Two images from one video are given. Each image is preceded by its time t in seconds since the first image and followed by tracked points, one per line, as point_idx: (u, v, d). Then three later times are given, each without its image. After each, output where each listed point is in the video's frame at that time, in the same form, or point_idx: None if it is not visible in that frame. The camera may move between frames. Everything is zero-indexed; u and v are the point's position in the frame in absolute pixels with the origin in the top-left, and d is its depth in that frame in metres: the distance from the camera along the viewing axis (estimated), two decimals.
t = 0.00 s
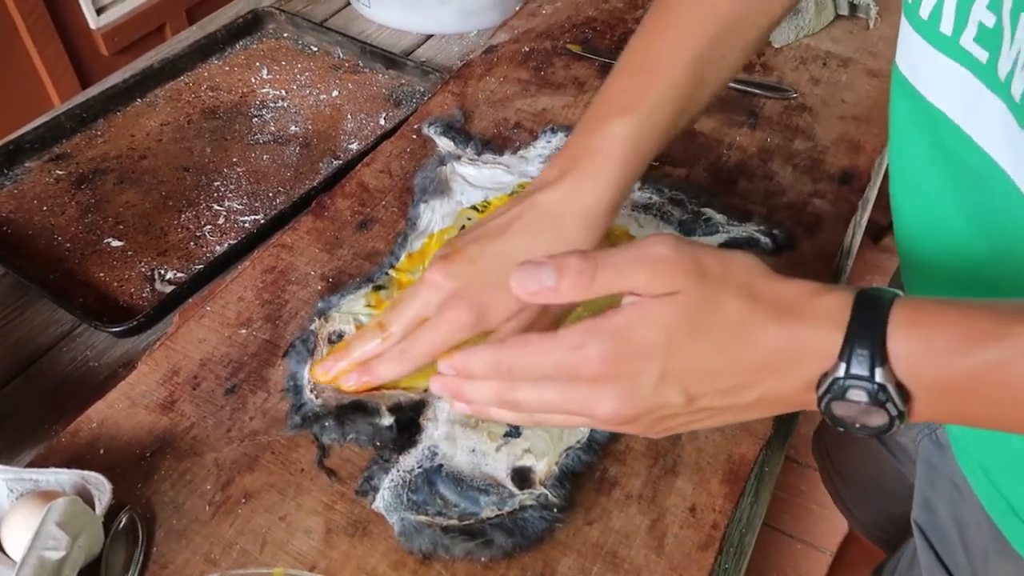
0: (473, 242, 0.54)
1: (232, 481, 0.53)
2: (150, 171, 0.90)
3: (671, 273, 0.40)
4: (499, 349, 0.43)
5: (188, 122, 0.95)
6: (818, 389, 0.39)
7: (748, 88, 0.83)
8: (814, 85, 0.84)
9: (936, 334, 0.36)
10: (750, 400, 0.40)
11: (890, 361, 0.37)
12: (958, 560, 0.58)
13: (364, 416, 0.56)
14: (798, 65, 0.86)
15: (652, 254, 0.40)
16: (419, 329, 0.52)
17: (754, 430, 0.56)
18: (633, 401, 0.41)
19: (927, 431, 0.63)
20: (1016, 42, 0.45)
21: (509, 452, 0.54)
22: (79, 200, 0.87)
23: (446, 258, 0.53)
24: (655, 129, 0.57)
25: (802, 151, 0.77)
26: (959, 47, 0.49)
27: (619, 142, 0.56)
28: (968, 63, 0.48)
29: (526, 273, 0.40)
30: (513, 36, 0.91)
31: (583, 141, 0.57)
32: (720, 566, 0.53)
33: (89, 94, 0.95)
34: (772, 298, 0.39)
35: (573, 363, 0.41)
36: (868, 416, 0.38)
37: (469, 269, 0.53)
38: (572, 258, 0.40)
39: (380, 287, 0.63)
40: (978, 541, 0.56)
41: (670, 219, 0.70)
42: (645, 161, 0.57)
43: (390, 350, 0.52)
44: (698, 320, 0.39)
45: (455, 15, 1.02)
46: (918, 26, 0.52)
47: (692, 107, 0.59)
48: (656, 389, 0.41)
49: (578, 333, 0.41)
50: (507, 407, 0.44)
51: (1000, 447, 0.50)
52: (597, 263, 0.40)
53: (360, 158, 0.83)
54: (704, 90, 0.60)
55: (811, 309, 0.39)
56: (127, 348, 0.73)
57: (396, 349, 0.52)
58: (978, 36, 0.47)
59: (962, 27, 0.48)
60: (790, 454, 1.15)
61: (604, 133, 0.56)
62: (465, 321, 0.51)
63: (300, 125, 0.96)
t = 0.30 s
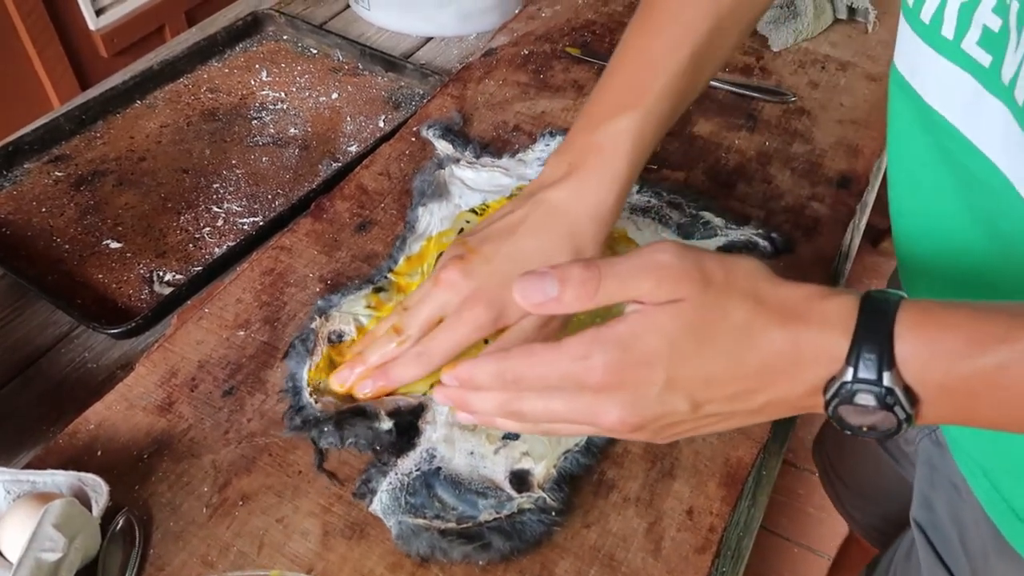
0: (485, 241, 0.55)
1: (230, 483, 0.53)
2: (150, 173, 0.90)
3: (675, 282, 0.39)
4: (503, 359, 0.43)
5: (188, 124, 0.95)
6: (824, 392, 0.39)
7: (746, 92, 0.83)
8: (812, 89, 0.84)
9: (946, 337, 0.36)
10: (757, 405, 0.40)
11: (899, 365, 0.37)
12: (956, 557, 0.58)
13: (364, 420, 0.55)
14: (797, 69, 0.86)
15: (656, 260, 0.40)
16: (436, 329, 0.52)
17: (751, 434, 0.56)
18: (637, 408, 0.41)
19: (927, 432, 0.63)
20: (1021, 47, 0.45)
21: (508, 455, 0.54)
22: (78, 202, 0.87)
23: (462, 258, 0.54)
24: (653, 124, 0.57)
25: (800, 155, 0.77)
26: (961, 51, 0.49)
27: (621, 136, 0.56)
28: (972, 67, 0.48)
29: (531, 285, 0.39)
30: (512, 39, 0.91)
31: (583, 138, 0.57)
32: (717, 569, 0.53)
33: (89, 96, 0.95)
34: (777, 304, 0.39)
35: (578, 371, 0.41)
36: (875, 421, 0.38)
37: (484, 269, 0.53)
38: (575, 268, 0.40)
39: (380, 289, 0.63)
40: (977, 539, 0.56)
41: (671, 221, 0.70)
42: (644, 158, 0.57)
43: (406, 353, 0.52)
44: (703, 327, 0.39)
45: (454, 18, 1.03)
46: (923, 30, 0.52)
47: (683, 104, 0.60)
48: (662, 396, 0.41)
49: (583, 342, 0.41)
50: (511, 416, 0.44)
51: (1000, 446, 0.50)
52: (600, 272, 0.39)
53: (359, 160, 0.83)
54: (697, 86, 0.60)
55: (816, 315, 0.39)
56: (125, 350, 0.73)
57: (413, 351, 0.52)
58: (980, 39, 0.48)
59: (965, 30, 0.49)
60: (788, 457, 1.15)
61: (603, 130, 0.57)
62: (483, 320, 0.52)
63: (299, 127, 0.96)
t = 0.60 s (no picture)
0: (474, 261, 0.55)
1: (231, 489, 0.53)
2: (149, 180, 0.90)
3: (681, 292, 0.40)
4: (508, 372, 0.44)
5: (187, 131, 0.96)
6: (835, 402, 0.39)
7: (742, 99, 0.83)
8: (808, 95, 0.85)
9: (955, 345, 0.36)
10: (764, 418, 0.40)
11: (911, 375, 0.37)
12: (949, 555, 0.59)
13: (364, 433, 0.56)
14: (792, 75, 0.87)
15: (660, 271, 0.41)
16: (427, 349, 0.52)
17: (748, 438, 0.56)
18: (644, 423, 0.41)
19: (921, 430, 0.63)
20: (1008, 66, 0.45)
21: (508, 460, 0.55)
22: (78, 209, 0.87)
23: (450, 277, 0.54)
24: (643, 138, 0.58)
25: (796, 161, 0.78)
26: (951, 70, 0.49)
27: (609, 156, 0.57)
28: (959, 84, 0.49)
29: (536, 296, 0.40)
30: (510, 46, 0.92)
31: (573, 156, 0.58)
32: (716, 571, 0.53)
33: (88, 103, 0.96)
34: (785, 314, 0.40)
35: (583, 385, 0.42)
36: (889, 431, 0.39)
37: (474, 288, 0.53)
38: (580, 278, 0.41)
39: (378, 296, 0.63)
40: (970, 537, 0.57)
41: (667, 227, 0.71)
42: (634, 173, 0.58)
43: (398, 374, 0.52)
44: (711, 338, 0.40)
45: (452, 25, 1.03)
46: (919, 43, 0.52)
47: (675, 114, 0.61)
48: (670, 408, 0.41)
49: (588, 356, 0.42)
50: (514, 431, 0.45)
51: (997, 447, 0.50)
52: (605, 282, 0.40)
53: (359, 167, 0.84)
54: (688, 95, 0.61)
55: (825, 325, 0.39)
56: (126, 356, 0.73)
57: (405, 372, 0.52)
58: (966, 58, 0.48)
59: (953, 48, 0.49)
60: (786, 461, 1.15)
61: (593, 147, 0.57)
62: (473, 338, 0.52)
63: (298, 134, 0.96)
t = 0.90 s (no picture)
0: (462, 238, 0.58)
1: (231, 490, 0.53)
2: (151, 182, 0.90)
3: (697, 283, 0.41)
4: (524, 363, 0.44)
5: (188, 133, 0.96)
6: (851, 393, 0.39)
7: (745, 100, 0.83)
8: (810, 97, 0.85)
9: (977, 342, 0.36)
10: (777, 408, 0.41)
11: (925, 366, 0.37)
12: (969, 564, 0.59)
13: (368, 435, 0.56)
14: (795, 77, 0.87)
15: (673, 263, 0.41)
16: (430, 333, 0.55)
17: (751, 440, 0.56)
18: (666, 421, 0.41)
19: (938, 440, 0.63)
20: (1018, 66, 0.45)
21: (507, 463, 0.54)
22: (79, 210, 0.87)
23: (445, 258, 0.57)
24: (611, 101, 0.61)
25: (798, 162, 0.78)
26: (959, 71, 0.49)
27: (580, 122, 0.60)
28: (967, 86, 0.49)
29: (554, 289, 0.42)
30: (511, 48, 0.92)
31: (547, 122, 0.61)
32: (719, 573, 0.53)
33: (90, 105, 0.96)
34: (801, 305, 0.40)
35: (599, 373, 0.42)
36: (902, 422, 0.38)
37: (468, 265, 0.56)
38: (596, 271, 0.41)
39: (378, 300, 0.63)
40: (989, 548, 0.56)
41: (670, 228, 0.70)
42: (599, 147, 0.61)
43: (409, 363, 0.55)
44: (723, 328, 0.40)
45: (454, 27, 1.03)
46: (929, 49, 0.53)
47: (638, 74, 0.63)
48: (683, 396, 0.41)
49: (603, 345, 0.42)
50: (533, 420, 0.45)
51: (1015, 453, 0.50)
52: (621, 275, 0.41)
53: (360, 168, 0.84)
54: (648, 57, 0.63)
55: (840, 316, 0.39)
56: (126, 357, 0.73)
57: (416, 359, 0.55)
58: (974, 60, 0.48)
59: (961, 51, 0.49)
60: (788, 464, 1.15)
61: (566, 112, 0.60)
62: (473, 317, 0.55)
63: (299, 135, 0.96)
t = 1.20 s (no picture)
0: (520, 242, 0.57)
1: (228, 490, 0.53)
2: (149, 182, 0.90)
3: (705, 240, 0.40)
4: (534, 321, 0.45)
5: (187, 134, 0.96)
6: (861, 351, 0.38)
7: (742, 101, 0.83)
8: (808, 98, 0.85)
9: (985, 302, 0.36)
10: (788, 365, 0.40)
11: (938, 327, 0.36)
12: (932, 551, 0.58)
13: (364, 435, 0.55)
14: (793, 78, 0.87)
15: (682, 222, 0.40)
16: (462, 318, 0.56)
17: (749, 441, 0.56)
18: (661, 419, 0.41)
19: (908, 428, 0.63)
20: None
21: (505, 462, 0.54)
22: (77, 211, 0.87)
23: (493, 255, 0.56)
24: (702, 130, 0.57)
25: (796, 163, 0.78)
26: (965, 35, 0.46)
27: (664, 147, 0.56)
28: (974, 50, 0.45)
29: (562, 248, 0.41)
30: (509, 49, 0.92)
31: (627, 146, 0.58)
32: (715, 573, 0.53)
33: (88, 106, 0.96)
34: (811, 264, 0.39)
35: (610, 329, 0.42)
36: (912, 382, 0.38)
37: (514, 266, 0.55)
38: (605, 231, 0.41)
39: (376, 304, 0.63)
40: (953, 533, 0.56)
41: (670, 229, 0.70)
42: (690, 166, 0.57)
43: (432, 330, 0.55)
44: (733, 285, 0.39)
45: (452, 28, 1.03)
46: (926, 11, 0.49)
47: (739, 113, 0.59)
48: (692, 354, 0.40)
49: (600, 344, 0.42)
50: (543, 377, 0.45)
51: (981, 434, 0.50)
52: (630, 234, 0.40)
53: (358, 169, 0.84)
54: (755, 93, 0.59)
55: (852, 275, 0.38)
56: (124, 358, 0.73)
57: (437, 332, 0.54)
58: (982, 23, 0.45)
59: (969, 13, 0.45)
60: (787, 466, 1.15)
61: (651, 134, 0.57)
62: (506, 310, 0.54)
63: (298, 136, 0.96)
